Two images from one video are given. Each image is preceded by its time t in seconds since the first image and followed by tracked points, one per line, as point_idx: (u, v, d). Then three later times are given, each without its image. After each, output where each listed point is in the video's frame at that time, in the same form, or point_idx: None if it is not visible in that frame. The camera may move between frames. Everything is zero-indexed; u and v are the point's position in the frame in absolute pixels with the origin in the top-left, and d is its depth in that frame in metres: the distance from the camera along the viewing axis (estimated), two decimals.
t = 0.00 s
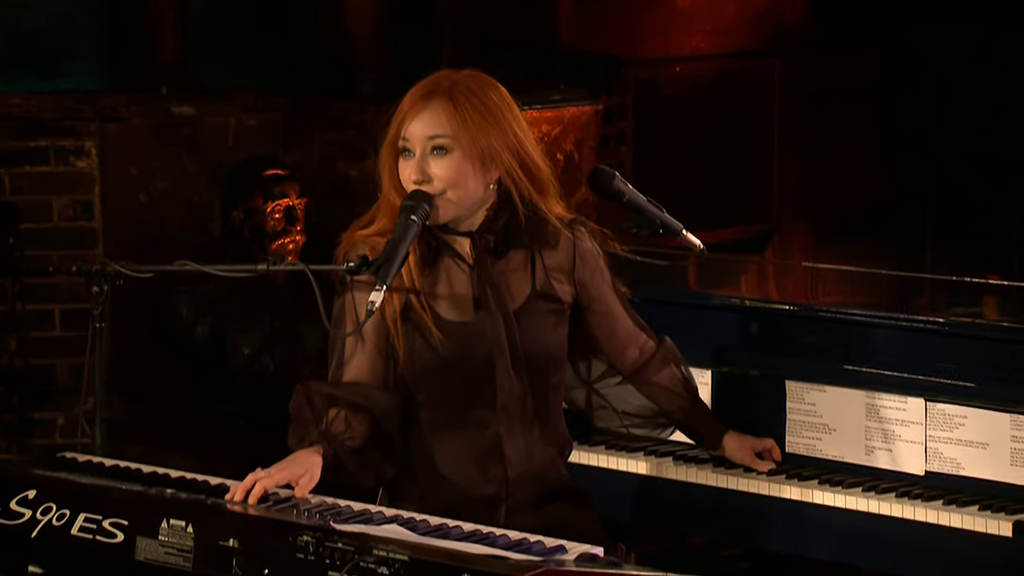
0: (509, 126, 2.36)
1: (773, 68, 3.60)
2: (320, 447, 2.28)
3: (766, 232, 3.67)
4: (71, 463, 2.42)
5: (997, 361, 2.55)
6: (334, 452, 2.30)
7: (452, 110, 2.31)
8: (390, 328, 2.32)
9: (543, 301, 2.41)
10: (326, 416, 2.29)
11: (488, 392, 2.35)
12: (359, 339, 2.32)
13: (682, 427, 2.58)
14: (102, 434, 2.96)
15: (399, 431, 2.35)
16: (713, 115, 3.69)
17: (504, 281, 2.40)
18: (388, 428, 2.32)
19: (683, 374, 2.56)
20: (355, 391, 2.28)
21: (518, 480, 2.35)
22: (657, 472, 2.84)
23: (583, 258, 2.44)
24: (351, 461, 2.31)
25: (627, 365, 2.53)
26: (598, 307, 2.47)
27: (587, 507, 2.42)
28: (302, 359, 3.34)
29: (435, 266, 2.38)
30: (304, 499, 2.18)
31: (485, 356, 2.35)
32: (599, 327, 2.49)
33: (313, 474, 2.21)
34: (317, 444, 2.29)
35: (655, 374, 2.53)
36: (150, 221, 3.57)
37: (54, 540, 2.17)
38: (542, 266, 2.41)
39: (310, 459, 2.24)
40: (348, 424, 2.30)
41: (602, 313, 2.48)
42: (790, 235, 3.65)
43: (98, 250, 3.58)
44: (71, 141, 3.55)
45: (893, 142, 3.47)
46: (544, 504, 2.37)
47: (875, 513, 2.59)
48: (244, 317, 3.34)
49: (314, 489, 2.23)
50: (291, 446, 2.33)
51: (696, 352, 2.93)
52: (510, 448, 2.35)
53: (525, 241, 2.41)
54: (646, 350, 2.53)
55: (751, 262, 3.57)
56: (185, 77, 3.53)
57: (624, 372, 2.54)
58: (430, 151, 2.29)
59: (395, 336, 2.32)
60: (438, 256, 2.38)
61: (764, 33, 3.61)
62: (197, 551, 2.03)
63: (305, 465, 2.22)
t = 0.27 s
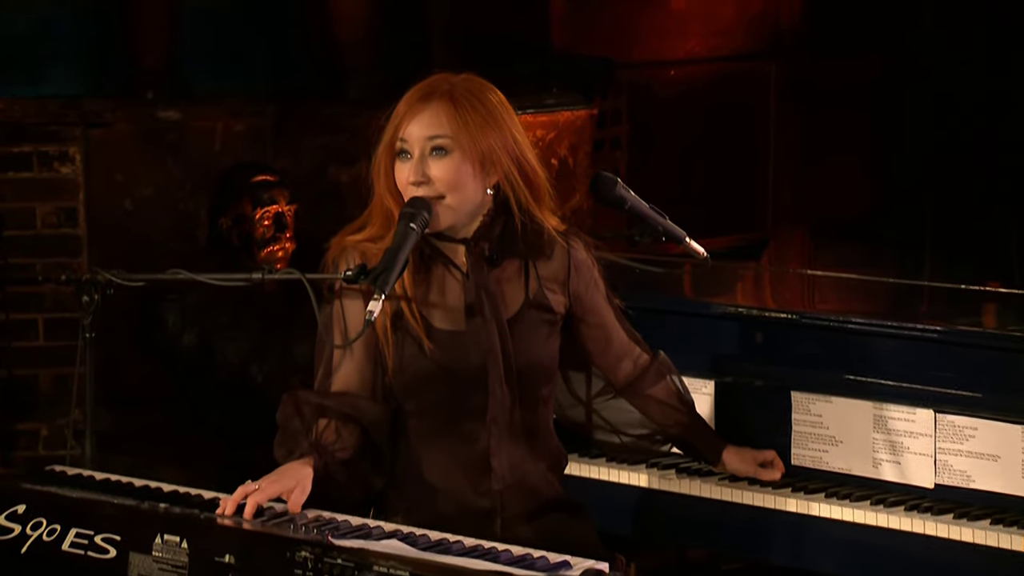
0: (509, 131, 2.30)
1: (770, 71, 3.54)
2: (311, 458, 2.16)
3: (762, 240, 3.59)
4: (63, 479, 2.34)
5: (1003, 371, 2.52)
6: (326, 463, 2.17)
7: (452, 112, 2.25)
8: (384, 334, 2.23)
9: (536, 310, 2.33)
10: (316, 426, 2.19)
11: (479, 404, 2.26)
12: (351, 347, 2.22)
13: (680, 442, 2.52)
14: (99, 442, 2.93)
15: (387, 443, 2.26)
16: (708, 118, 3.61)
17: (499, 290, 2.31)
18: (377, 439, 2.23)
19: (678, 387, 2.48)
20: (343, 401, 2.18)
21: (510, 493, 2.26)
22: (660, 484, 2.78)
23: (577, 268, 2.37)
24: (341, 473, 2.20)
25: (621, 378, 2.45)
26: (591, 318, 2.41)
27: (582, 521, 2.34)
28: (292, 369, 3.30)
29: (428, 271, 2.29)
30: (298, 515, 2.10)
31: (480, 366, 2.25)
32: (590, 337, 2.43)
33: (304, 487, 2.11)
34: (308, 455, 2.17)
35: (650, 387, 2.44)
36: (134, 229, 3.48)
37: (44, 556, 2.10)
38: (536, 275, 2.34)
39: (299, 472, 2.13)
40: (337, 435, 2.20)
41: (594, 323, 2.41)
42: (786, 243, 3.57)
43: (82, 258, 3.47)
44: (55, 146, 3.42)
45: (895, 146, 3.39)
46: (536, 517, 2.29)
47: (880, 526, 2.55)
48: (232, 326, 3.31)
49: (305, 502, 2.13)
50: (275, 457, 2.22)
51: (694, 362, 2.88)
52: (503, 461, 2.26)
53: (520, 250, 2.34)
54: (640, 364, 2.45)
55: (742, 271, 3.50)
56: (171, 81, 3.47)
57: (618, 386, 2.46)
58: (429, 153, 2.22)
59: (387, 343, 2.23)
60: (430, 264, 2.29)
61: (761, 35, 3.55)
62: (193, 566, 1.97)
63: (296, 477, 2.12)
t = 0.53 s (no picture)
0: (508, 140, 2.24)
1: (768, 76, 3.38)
2: (309, 474, 2.12)
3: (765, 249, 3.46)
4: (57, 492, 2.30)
5: (1012, 382, 2.46)
6: (321, 478, 2.14)
7: (451, 120, 2.19)
8: (382, 348, 2.19)
9: (531, 321, 2.30)
10: (307, 439, 2.16)
11: (477, 419, 2.22)
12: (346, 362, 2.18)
13: (686, 452, 2.50)
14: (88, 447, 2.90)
15: (379, 459, 2.23)
16: (705, 125, 3.46)
17: (496, 301, 2.27)
18: (369, 455, 2.21)
19: (682, 396, 2.48)
20: (335, 415, 2.16)
21: (514, 507, 2.23)
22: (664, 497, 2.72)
23: (570, 276, 2.35)
24: (337, 489, 2.16)
25: (621, 389, 2.45)
26: (589, 328, 2.39)
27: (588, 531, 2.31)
28: (284, 381, 3.21)
29: (424, 285, 2.24)
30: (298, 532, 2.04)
31: (474, 378, 2.22)
32: (585, 346, 2.42)
33: (307, 504, 2.06)
34: (303, 469, 2.13)
35: (652, 396, 2.44)
36: (122, 235, 3.46)
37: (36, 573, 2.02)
38: (529, 287, 2.31)
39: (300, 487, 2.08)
40: (331, 451, 2.17)
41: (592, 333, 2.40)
42: (785, 251, 3.43)
43: (69, 266, 3.46)
44: (41, 152, 3.42)
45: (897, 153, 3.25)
46: (539, 531, 2.26)
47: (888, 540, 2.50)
48: (221, 335, 3.23)
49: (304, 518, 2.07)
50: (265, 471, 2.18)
51: (695, 373, 2.82)
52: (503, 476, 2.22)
53: (515, 263, 2.30)
54: (640, 373, 2.45)
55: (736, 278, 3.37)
56: (158, 85, 3.40)
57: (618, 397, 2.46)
58: (429, 162, 2.16)
59: (384, 358, 2.19)
60: (424, 276, 2.24)
61: (758, 38, 3.38)
62: None
63: (299, 494, 2.06)
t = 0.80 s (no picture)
0: (517, 141, 2.24)
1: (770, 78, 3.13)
2: (315, 487, 2.17)
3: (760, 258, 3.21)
4: (50, 508, 2.46)
5: None
6: (331, 494, 2.22)
7: (458, 124, 2.19)
8: (399, 362, 2.26)
9: (560, 327, 2.31)
10: (322, 457, 2.22)
11: (513, 428, 2.32)
12: (358, 378, 2.25)
13: (702, 460, 2.51)
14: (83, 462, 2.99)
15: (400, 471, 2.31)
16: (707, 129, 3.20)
17: (520, 309, 2.32)
18: (388, 470, 2.26)
19: (698, 406, 2.45)
20: (353, 434, 2.23)
21: (541, 519, 2.32)
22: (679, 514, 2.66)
23: (591, 279, 2.35)
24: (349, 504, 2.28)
25: (640, 395, 2.43)
26: (610, 331, 2.37)
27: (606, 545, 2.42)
28: (275, 389, 3.15)
29: (442, 298, 2.31)
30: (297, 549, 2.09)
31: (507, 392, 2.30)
32: (609, 353, 2.39)
33: (309, 517, 2.11)
34: (312, 483, 2.19)
35: (670, 403, 2.43)
36: (112, 241, 3.38)
37: None
38: (551, 290, 2.32)
39: (307, 502, 2.13)
40: (346, 465, 2.24)
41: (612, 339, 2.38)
42: (789, 256, 3.16)
43: (58, 272, 3.38)
44: (28, 156, 3.35)
45: (903, 157, 3.00)
46: (566, 547, 2.36)
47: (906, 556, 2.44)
48: (215, 344, 3.20)
49: (309, 533, 2.12)
50: (284, 489, 2.26)
51: (711, 382, 2.75)
52: (543, 485, 2.32)
53: (535, 267, 2.31)
54: (658, 379, 2.43)
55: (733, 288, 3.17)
56: (148, 87, 3.37)
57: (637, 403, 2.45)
58: (437, 166, 2.18)
59: (404, 373, 2.26)
60: (445, 289, 2.31)
61: (761, 38, 3.13)
62: None
63: (302, 507, 2.12)
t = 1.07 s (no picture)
0: (527, 139, 2.14)
1: (773, 77, 3.30)
2: (325, 502, 2.01)
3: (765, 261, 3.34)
4: (42, 521, 2.31)
5: None
6: (342, 508, 2.04)
7: (467, 124, 2.08)
8: (411, 368, 2.09)
9: (578, 330, 2.21)
10: (332, 470, 2.03)
11: (534, 436, 2.17)
12: (369, 385, 2.07)
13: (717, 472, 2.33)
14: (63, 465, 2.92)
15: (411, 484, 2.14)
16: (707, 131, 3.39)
17: (536, 312, 2.19)
18: (400, 481, 2.10)
19: (717, 415, 2.31)
20: (364, 444, 2.05)
21: (567, 530, 2.18)
22: (699, 529, 2.56)
23: (608, 278, 2.25)
24: (361, 519, 2.09)
25: (657, 401, 2.29)
26: (627, 334, 2.26)
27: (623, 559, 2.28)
28: (271, 398, 3.06)
29: (455, 301, 2.15)
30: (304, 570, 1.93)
31: (528, 396, 2.17)
32: (627, 356, 2.28)
33: (317, 536, 1.94)
34: (321, 497, 2.02)
35: (686, 409, 2.28)
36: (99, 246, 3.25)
37: None
38: (569, 292, 2.21)
39: (317, 521, 1.95)
40: (356, 478, 2.06)
41: (631, 344, 2.26)
42: (794, 263, 3.34)
43: (44, 278, 3.21)
44: (14, 158, 3.17)
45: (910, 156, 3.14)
46: (588, 560, 2.22)
47: (933, 572, 2.30)
48: (207, 353, 3.05)
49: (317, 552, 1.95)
50: (291, 503, 2.06)
51: (731, 392, 2.62)
52: (563, 493, 2.18)
53: (550, 269, 2.20)
54: (674, 384, 2.30)
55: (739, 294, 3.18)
56: (137, 87, 3.23)
57: (653, 411, 2.31)
58: (446, 168, 2.06)
59: (415, 379, 2.11)
60: (459, 291, 2.16)
61: (762, 36, 3.31)
62: None
63: (310, 525, 1.95)
